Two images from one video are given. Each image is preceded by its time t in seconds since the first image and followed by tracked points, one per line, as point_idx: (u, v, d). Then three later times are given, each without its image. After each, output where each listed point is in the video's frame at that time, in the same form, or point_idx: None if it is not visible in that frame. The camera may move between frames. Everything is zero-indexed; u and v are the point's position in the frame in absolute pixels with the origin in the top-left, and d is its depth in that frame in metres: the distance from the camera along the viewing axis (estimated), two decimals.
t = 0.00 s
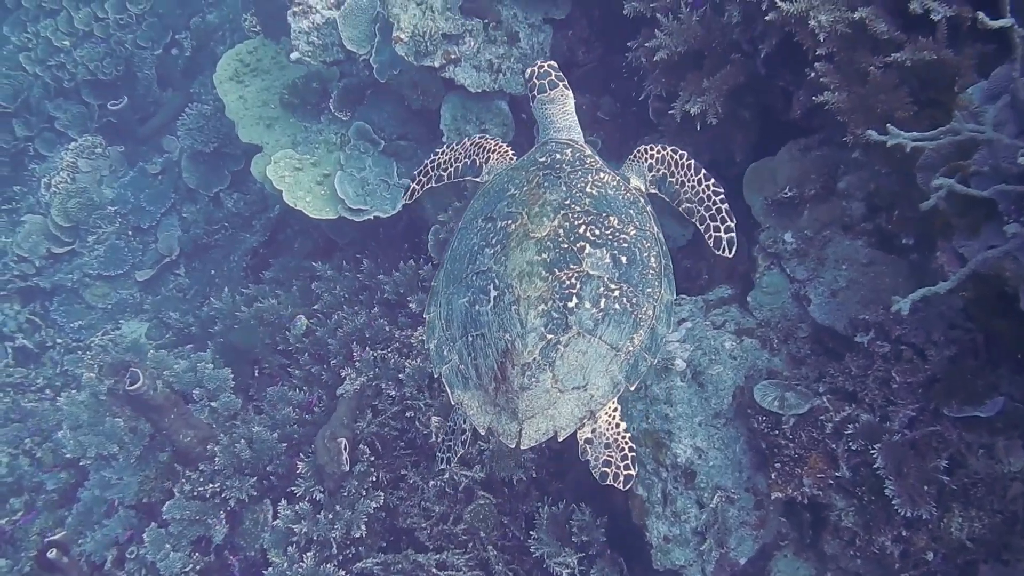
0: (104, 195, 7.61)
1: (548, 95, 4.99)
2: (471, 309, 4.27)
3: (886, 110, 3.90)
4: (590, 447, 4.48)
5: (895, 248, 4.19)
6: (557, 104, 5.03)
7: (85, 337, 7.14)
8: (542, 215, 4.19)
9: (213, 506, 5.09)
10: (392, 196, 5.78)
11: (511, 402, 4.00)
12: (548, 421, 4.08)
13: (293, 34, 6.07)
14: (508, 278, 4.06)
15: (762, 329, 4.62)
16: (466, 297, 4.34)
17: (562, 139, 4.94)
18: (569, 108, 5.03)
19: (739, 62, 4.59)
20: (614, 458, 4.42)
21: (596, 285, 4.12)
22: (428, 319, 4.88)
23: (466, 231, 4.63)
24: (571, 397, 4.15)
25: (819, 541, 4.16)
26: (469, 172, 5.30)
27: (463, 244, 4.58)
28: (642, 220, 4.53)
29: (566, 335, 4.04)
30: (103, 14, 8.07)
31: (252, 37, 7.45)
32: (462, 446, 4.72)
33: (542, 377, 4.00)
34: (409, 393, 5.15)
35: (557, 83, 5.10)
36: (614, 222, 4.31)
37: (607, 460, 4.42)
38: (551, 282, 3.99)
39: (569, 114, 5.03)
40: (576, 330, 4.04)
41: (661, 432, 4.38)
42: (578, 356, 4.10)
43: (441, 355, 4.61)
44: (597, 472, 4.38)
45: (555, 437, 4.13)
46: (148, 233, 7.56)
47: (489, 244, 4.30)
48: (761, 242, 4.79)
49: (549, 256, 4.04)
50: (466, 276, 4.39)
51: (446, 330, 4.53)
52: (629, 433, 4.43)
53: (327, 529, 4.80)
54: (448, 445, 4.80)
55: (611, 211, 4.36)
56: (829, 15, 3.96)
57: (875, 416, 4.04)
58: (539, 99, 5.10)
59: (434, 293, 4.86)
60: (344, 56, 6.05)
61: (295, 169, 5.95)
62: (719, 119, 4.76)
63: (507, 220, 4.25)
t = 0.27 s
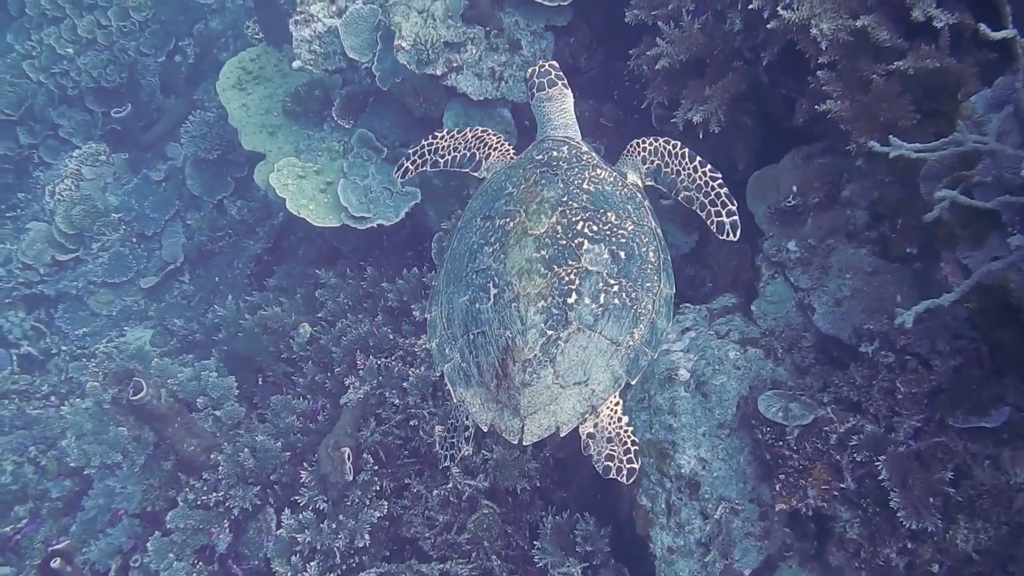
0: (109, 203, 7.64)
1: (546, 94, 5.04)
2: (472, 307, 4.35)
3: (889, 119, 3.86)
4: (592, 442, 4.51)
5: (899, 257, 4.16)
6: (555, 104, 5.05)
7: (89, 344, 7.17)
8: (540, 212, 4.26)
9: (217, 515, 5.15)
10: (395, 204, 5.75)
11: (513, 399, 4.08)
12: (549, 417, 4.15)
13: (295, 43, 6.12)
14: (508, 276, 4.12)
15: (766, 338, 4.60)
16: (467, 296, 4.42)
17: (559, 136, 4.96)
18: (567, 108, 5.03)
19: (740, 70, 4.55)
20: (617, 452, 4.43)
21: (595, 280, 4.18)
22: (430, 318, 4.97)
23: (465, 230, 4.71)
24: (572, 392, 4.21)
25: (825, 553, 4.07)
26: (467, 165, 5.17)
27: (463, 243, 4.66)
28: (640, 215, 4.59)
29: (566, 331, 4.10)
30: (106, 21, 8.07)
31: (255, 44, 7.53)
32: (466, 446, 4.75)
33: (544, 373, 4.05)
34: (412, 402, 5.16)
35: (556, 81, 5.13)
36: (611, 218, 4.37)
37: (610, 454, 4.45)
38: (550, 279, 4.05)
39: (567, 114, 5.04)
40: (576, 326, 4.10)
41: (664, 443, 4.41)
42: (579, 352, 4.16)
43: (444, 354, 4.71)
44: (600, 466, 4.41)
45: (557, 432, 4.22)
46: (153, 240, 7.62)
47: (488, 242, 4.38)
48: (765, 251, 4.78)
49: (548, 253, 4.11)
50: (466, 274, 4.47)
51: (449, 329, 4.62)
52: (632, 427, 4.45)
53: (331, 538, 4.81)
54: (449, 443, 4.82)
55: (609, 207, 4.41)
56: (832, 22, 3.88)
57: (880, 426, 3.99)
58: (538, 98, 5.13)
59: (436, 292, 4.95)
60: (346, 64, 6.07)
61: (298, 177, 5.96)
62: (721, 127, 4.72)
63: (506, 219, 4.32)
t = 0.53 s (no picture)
0: (110, 209, 7.69)
1: (546, 93, 4.98)
2: (472, 304, 4.34)
3: (893, 130, 3.84)
4: (594, 437, 4.51)
5: (904, 268, 4.13)
6: (555, 102, 5.00)
7: (91, 351, 7.23)
8: (539, 209, 4.25)
9: (219, 524, 5.20)
10: (398, 212, 5.73)
11: (514, 394, 4.06)
12: (552, 412, 4.12)
13: (298, 50, 6.07)
14: (508, 272, 4.11)
15: (769, 349, 4.59)
16: (467, 293, 4.41)
17: (557, 133, 4.94)
18: (566, 105, 5.00)
19: (745, 79, 4.54)
20: (620, 445, 4.41)
21: (594, 275, 4.18)
22: (430, 316, 4.96)
23: (464, 228, 4.70)
24: (573, 386, 4.20)
25: (828, 565, 3.96)
26: (465, 156, 5.20)
27: (462, 241, 4.65)
28: (639, 211, 4.58)
29: (566, 326, 4.09)
30: (110, 27, 8.08)
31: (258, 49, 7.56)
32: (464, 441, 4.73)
33: (544, 368, 4.05)
34: (414, 411, 5.15)
35: (558, 81, 5.06)
36: (610, 214, 4.36)
37: (613, 448, 4.42)
38: (550, 274, 4.04)
39: (566, 110, 5.02)
40: (576, 321, 4.09)
41: (666, 453, 4.41)
42: (579, 347, 4.16)
43: (445, 351, 4.70)
44: (603, 460, 4.40)
45: (558, 427, 4.20)
46: (155, 246, 7.63)
47: (488, 239, 4.37)
48: (768, 261, 4.77)
49: (547, 249, 4.10)
50: (466, 272, 4.46)
51: (449, 327, 4.62)
52: (634, 422, 4.46)
53: (332, 548, 4.82)
54: (450, 439, 4.81)
55: (607, 203, 4.40)
56: (836, 32, 3.86)
57: (885, 438, 3.92)
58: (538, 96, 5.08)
59: (436, 291, 4.93)
60: (348, 71, 6.00)
61: (300, 184, 5.95)
62: (725, 137, 4.77)
63: (505, 216, 4.32)
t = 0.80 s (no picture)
0: (117, 214, 7.68)
1: (549, 88, 4.98)
2: (476, 298, 4.34)
3: (902, 137, 3.78)
4: (600, 428, 4.59)
5: (912, 275, 4.09)
6: (557, 98, 5.02)
7: (96, 356, 7.28)
8: (542, 202, 4.24)
9: (224, 530, 5.23)
10: (404, 217, 5.74)
11: (519, 386, 4.09)
12: (556, 404, 4.19)
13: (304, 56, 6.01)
14: (511, 265, 4.11)
15: (776, 357, 4.55)
16: (470, 287, 4.41)
17: (559, 128, 4.87)
18: (569, 100, 4.98)
19: (752, 86, 4.55)
20: (624, 437, 4.47)
21: (598, 267, 4.18)
22: (435, 311, 4.97)
23: (468, 223, 4.70)
24: (578, 378, 4.25)
25: None
26: (473, 143, 5.05)
27: (466, 235, 4.64)
28: (641, 204, 4.59)
29: (570, 318, 4.10)
30: (116, 31, 8.08)
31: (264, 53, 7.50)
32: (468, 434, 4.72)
33: (549, 360, 4.07)
34: (420, 417, 5.15)
35: (563, 79, 5.06)
36: (613, 206, 4.37)
37: (618, 439, 4.48)
38: (553, 267, 4.04)
39: (569, 106, 4.98)
40: (580, 313, 4.11)
41: (673, 462, 4.38)
42: (583, 339, 4.18)
43: (449, 345, 4.72)
44: (608, 451, 4.43)
45: (563, 418, 4.26)
46: (161, 251, 7.70)
47: (491, 233, 4.38)
48: (776, 269, 4.76)
49: (550, 242, 4.10)
50: (470, 266, 4.46)
51: (453, 321, 4.63)
52: (638, 414, 4.52)
53: (337, 556, 4.82)
54: (456, 432, 4.82)
55: (609, 196, 4.41)
56: (845, 39, 3.84)
57: (893, 448, 3.86)
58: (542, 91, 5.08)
59: (440, 286, 4.94)
60: (355, 77, 5.98)
61: (307, 190, 5.96)
62: (731, 144, 4.76)
63: (508, 210, 4.31)
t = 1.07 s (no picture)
0: (116, 216, 7.72)
1: (550, 86, 5.00)
2: (476, 292, 4.34)
3: (907, 147, 3.75)
4: (601, 421, 4.63)
5: (917, 285, 4.09)
6: (557, 96, 5.00)
7: (99, 360, 7.33)
8: (542, 196, 4.25)
9: (226, 537, 5.23)
10: (407, 223, 5.71)
11: (520, 378, 4.09)
12: (557, 396, 4.23)
13: (307, 61, 6.00)
14: (512, 258, 4.11)
15: (780, 366, 4.52)
16: (471, 281, 4.41)
17: (559, 124, 4.90)
18: (569, 98, 4.98)
19: (757, 95, 4.55)
20: (626, 429, 4.56)
21: (598, 261, 4.21)
22: (434, 306, 4.96)
23: (468, 217, 4.71)
24: (578, 370, 4.29)
25: None
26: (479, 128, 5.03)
27: (466, 229, 4.64)
28: (640, 199, 4.63)
29: (571, 310, 4.13)
30: (120, 34, 8.06)
31: (267, 59, 7.51)
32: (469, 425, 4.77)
33: (549, 352, 4.08)
34: (422, 424, 5.20)
35: (564, 78, 5.08)
36: (612, 201, 4.42)
37: (619, 432, 4.56)
38: (553, 259, 4.05)
39: (569, 104, 4.98)
40: (580, 305, 4.13)
41: (676, 471, 4.36)
42: (584, 331, 4.21)
43: (449, 338, 4.71)
44: (610, 442, 4.52)
45: (564, 410, 4.30)
46: (164, 254, 7.75)
47: (492, 227, 4.38)
48: (780, 278, 4.73)
49: (551, 235, 4.12)
50: (470, 259, 4.47)
51: (454, 314, 4.63)
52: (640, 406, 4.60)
53: (338, 563, 4.81)
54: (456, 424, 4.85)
55: (609, 190, 4.46)
56: (850, 48, 3.82)
57: (898, 459, 3.84)
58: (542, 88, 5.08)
59: (440, 280, 4.94)
60: (359, 83, 5.96)
61: (309, 195, 5.95)
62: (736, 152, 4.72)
63: (509, 204, 4.32)
